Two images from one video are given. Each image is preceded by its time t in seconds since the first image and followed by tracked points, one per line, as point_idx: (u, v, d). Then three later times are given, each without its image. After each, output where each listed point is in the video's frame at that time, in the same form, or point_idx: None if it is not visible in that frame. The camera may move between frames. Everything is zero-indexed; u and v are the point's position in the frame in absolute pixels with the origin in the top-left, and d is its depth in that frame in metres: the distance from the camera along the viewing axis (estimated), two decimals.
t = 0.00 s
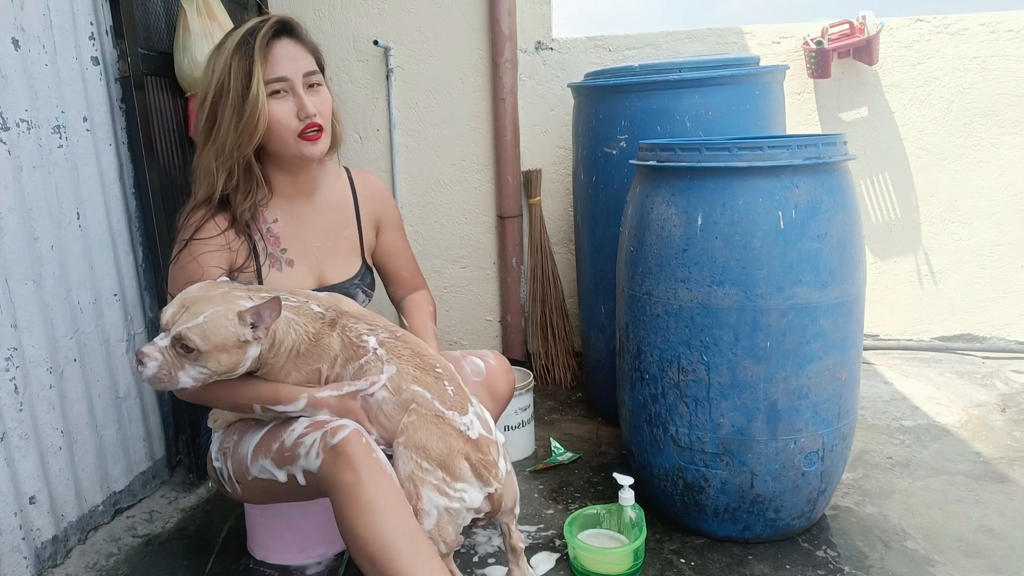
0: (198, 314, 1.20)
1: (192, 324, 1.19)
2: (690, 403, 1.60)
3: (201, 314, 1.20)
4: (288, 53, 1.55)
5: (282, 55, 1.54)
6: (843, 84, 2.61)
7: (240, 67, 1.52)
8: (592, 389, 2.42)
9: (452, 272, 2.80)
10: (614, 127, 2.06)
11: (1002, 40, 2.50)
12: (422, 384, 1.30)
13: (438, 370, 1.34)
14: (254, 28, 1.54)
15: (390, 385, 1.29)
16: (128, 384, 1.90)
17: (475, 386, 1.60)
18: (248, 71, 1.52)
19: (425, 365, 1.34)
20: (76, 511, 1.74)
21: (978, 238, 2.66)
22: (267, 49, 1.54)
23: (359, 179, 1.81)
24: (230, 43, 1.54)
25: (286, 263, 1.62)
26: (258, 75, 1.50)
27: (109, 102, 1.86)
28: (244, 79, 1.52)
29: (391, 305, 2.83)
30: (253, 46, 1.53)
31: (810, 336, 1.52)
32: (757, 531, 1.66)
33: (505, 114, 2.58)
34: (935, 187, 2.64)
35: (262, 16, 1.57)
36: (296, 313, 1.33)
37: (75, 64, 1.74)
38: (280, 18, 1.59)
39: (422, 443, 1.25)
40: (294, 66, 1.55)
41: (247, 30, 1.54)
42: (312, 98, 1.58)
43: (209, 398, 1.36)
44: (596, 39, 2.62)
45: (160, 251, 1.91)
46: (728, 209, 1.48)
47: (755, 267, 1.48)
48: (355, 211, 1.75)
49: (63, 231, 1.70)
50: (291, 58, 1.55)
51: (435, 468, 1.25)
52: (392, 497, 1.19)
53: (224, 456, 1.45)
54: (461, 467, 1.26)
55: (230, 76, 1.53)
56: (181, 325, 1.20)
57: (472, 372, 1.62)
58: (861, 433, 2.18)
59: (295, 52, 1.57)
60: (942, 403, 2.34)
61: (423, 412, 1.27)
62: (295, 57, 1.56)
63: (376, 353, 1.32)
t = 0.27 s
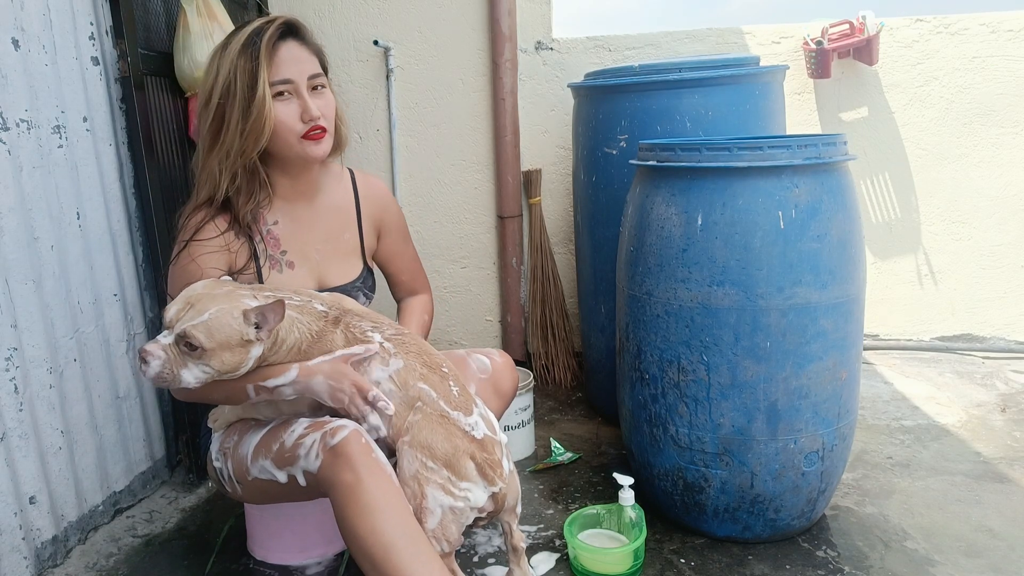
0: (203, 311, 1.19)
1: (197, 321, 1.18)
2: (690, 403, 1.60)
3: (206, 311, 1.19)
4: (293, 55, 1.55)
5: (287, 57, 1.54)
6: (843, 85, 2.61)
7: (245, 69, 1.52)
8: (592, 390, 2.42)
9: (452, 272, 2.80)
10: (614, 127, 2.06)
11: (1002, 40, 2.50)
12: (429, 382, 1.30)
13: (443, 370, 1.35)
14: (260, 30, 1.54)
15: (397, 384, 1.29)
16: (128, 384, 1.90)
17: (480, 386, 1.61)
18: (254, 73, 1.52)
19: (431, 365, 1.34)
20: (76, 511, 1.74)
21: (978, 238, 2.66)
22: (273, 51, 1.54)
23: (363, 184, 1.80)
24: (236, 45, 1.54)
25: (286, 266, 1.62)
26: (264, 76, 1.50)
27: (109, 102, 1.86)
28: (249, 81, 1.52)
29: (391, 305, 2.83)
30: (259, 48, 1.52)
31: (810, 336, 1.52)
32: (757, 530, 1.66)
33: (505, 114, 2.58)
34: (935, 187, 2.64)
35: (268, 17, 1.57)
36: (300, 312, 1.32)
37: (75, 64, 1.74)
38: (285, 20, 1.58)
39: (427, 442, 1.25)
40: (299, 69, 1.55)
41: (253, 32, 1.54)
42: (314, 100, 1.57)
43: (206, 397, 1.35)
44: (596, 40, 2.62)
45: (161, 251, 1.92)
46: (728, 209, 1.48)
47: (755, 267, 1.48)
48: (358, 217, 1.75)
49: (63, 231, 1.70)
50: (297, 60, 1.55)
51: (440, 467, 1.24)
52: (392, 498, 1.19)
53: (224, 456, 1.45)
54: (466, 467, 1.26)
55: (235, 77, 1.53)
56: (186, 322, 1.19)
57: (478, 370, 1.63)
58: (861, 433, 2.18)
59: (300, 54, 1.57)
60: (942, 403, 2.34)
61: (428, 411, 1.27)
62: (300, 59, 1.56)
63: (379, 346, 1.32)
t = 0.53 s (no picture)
0: (207, 309, 1.19)
1: (201, 318, 1.18)
2: (690, 402, 1.60)
3: (210, 309, 1.19)
4: (287, 55, 1.55)
5: (281, 57, 1.54)
6: (843, 85, 2.61)
7: (238, 70, 1.52)
8: (592, 389, 2.42)
9: (452, 272, 2.80)
10: (614, 127, 2.06)
11: (1002, 40, 2.50)
12: (432, 386, 1.30)
13: (448, 373, 1.35)
14: (253, 30, 1.54)
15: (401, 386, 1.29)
16: (128, 384, 1.90)
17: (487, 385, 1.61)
18: (246, 74, 1.52)
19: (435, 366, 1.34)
20: (76, 511, 1.74)
21: (978, 238, 2.66)
22: (266, 51, 1.54)
23: (363, 184, 1.80)
24: (229, 46, 1.54)
25: (284, 267, 1.62)
26: (256, 77, 1.50)
27: (109, 102, 1.86)
28: (242, 82, 1.52)
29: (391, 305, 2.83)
30: (251, 49, 1.53)
31: (810, 336, 1.52)
32: (757, 531, 1.66)
33: (505, 114, 2.58)
34: (935, 186, 2.64)
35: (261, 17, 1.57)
36: (302, 312, 1.32)
37: (75, 64, 1.74)
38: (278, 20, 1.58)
39: (429, 443, 1.25)
40: (293, 69, 1.55)
41: (246, 32, 1.54)
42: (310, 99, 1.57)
43: (207, 397, 1.35)
44: (596, 39, 2.62)
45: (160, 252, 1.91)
46: (728, 209, 1.48)
47: (755, 267, 1.48)
48: (358, 217, 1.75)
49: (63, 231, 1.70)
50: (291, 60, 1.55)
51: (440, 469, 1.24)
52: (389, 500, 1.19)
53: (224, 456, 1.45)
54: (467, 469, 1.26)
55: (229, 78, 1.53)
56: (190, 319, 1.19)
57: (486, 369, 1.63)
58: (861, 433, 2.18)
59: (294, 53, 1.57)
60: (941, 403, 2.34)
61: (430, 413, 1.28)
62: (294, 59, 1.56)
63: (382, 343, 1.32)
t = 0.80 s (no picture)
0: (202, 313, 1.19)
1: (196, 322, 1.18)
2: (690, 402, 1.60)
3: (205, 312, 1.19)
4: (291, 57, 1.55)
5: (285, 59, 1.54)
6: (843, 85, 2.61)
7: (242, 70, 1.52)
8: (592, 389, 2.42)
9: (452, 272, 2.80)
10: (614, 127, 2.06)
11: (1002, 40, 2.50)
12: (433, 394, 1.30)
13: (449, 379, 1.34)
14: (258, 31, 1.54)
15: (401, 391, 1.29)
16: (128, 384, 1.90)
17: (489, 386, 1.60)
18: (250, 75, 1.52)
19: (436, 372, 1.33)
20: (76, 511, 1.74)
21: (979, 238, 2.66)
22: (270, 52, 1.54)
23: (364, 188, 1.79)
24: (233, 46, 1.54)
25: (283, 270, 1.62)
26: (261, 78, 1.50)
27: (109, 102, 1.86)
28: (246, 83, 1.52)
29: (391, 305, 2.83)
30: (256, 50, 1.52)
31: (810, 336, 1.52)
32: (757, 531, 1.66)
33: (505, 114, 2.58)
34: (936, 186, 2.64)
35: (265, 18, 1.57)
36: (296, 314, 1.30)
37: (75, 64, 1.74)
38: (283, 22, 1.58)
39: (430, 450, 1.25)
40: (296, 70, 1.55)
41: (251, 33, 1.54)
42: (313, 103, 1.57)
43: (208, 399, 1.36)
44: (596, 39, 2.62)
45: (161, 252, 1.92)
46: (728, 209, 1.48)
47: (755, 267, 1.48)
48: (357, 222, 1.74)
49: (63, 231, 1.70)
50: (295, 63, 1.55)
51: (442, 475, 1.25)
52: (388, 500, 1.19)
53: (224, 456, 1.45)
54: (468, 477, 1.26)
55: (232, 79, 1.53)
56: (185, 323, 1.19)
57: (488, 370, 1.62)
58: (861, 433, 2.18)
59: (298, 56, 1.56)
60: (942, 403, 2.34)
61: (432, 420, 1.28)
62: (298, 61, 1.56)
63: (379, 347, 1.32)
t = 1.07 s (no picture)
0: (206, 310, 1.19)
1: (200, 319, 1.18)
2: (690, 403, 1.60)
3: (209, 309, 1.19)
4: (295, 60, 1.55)
5: (290, 62, 1.54)
6: (843, 85, 2.61)
7: (246, 74, 1.52)
8: (592, 389, 2.42)
9: (452, 272, 2.80)
10: (614, 127, 2.06)
11: (1002, 40, 2.50)
12: (434, 399, 1.29)
13: (451, 384, 1.34)
14: (261, 34, 1.54)
15: (401, 395, 1.28)
16: (128, 384, 1.90)
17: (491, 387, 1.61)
18: (255, 79, 1.51)
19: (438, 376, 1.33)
20: (76, 511, 1.74)
21: (978, 238, 2.66)
22: (275, 55, 1.53)
23: (371, 190, 1.79)
24: (237, 49, 1.53)
25: (288, 270, 1.62)
26: (267, 83, 1.50)
27: (109, 102, 1.86)
28: (251, 87, 1.52)
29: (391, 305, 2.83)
30: (260, 53, 1.52)
31: (810, 336, 1.52)
32: (757, 531, 1.66)
33: (505, 114, 2.58)
34: (935, 186, 2.64)
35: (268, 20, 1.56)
36: (296, 309, 1.28)
37: (75, 64, 1.74)
38: (286, 23, 1.58)
39: (429, 456, 1.25)
40: (301, 73, 1.55)
41: (254, 36, 1.54)
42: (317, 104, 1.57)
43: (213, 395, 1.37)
44: (596, 39, 2.62)
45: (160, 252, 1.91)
46: (728, 209, 1.48)
47: (755, 267, 1.48)
48: (363, 221, 1.74)
49: (63, 231, 1.70)
50: (299, 66, 1.55)
51: (440, 482, 1.25)
52: (391, 498, 1.19)
53: (226, 455, 1.45)
54: (467, 484, 1.27)
55: (237, 83, 1.52)
56: (190, 319, 1.19)
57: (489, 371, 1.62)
58: (861, 433, 2.18)
59: (303, 58, 1.56)
60: (942, 404, 2.34)
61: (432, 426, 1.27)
62: (303, 64, 1.55)
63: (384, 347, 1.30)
